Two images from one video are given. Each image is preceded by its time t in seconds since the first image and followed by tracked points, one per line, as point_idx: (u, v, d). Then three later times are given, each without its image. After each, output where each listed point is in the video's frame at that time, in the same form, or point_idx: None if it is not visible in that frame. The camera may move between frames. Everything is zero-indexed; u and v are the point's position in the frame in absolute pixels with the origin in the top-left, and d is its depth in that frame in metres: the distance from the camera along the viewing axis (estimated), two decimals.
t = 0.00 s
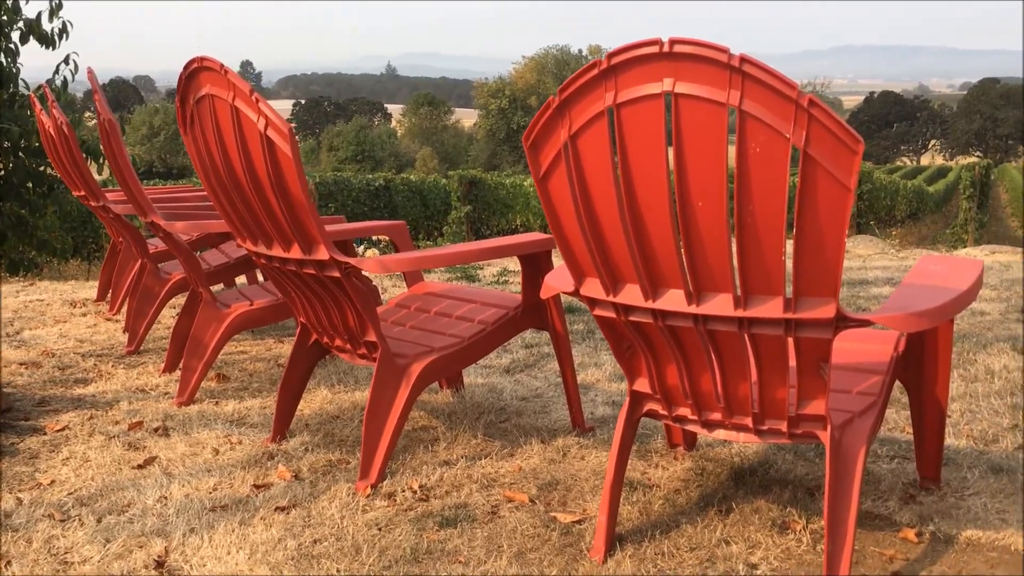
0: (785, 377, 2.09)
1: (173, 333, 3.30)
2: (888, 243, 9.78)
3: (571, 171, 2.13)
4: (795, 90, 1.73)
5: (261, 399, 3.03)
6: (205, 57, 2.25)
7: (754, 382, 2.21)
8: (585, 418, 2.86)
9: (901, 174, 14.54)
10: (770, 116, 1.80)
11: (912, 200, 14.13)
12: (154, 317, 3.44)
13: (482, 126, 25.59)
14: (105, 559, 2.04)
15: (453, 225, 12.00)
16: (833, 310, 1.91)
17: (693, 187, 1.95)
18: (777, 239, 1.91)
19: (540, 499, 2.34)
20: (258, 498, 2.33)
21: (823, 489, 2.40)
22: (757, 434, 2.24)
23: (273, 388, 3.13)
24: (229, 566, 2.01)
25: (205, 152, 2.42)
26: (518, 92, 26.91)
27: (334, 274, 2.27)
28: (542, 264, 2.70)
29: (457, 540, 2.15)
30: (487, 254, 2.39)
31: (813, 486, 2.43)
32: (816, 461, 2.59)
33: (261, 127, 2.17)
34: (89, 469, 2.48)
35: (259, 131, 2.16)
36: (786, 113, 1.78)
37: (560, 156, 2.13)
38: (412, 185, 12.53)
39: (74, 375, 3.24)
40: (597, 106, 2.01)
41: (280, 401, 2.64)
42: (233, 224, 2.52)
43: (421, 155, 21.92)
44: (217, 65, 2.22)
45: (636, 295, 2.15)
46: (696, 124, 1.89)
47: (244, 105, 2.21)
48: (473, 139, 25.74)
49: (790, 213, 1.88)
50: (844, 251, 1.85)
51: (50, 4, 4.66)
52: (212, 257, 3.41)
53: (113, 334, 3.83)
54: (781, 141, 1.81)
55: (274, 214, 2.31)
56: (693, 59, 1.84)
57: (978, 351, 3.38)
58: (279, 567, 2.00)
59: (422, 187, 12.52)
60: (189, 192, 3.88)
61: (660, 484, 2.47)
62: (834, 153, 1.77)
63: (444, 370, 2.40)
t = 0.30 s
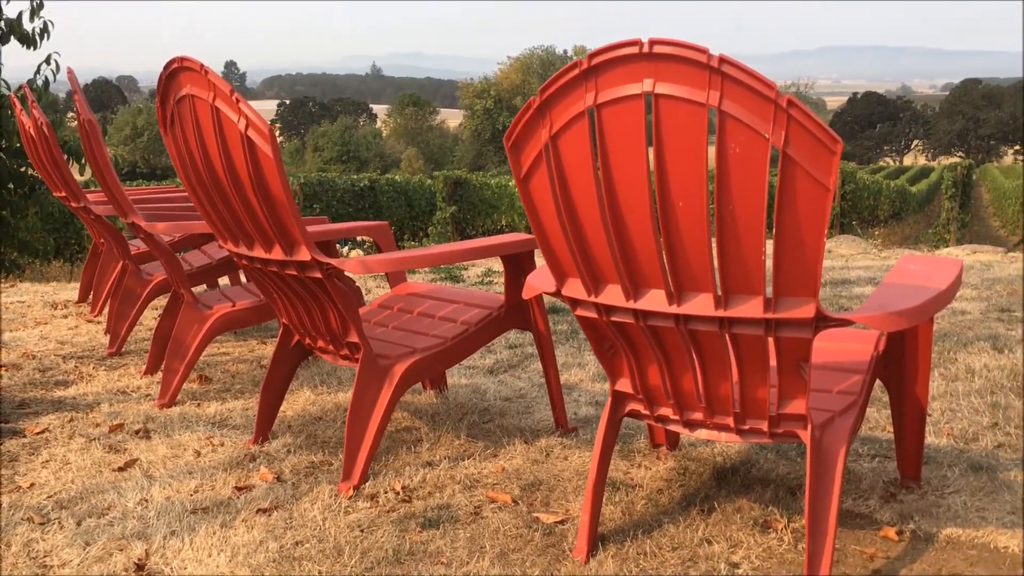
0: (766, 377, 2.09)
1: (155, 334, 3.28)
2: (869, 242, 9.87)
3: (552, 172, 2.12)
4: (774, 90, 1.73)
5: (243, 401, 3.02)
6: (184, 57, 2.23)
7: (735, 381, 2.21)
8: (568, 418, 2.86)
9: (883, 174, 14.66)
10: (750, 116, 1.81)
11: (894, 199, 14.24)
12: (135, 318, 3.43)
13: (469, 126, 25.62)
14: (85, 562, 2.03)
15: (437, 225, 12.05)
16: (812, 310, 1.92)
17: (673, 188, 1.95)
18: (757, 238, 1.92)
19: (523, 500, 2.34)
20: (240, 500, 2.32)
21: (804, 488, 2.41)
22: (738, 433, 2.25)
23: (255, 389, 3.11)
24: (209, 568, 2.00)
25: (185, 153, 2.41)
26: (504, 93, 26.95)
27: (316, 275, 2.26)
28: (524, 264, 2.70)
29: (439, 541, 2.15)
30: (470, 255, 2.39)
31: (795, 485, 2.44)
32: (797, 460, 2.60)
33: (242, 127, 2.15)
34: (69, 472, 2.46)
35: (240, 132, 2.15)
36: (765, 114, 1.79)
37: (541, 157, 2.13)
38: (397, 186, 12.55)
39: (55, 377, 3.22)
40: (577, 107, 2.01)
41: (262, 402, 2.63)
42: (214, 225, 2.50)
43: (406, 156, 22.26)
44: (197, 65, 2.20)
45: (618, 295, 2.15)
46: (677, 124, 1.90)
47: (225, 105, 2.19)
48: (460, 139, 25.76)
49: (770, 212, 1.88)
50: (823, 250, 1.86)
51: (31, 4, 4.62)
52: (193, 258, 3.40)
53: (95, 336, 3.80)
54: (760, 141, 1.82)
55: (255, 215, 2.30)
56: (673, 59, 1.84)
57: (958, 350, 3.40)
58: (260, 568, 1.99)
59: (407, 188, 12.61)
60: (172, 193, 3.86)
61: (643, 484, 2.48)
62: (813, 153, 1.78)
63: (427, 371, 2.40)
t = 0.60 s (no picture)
0: (748, 376, 2.10)
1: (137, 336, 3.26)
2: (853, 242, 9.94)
3: (534, 171, 2.12)
4: (754, 89, 1.74)
5: (226, 402, 3.00)
6: (165, 56, 2.22)
7: (718, 381, 2.22)
8: (552, 418, 2.86)
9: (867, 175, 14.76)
10: (731, 116, 1.81)
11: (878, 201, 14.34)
12: (117, 319, 3.41)
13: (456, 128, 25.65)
14: (64, 564, 2.01)
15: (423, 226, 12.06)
16: (794, 309, 1.93)
17: (655, 187, 1.96)
18: (739, 238, 1.92)
19: (506, 500, 2.34)
20: (222, 502, 2.31)
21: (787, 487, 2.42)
22: (721, 432, 2.26)
23: (238, 390, 3.10)
24: (190, 570, 1.98)
25: (166, 152, 2.39)
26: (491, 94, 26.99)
27: (298, 275, 2.25)
28: (508, 264, 2.70)
29: (422, 542, 2.14)
30: (454, 255, 2.39)
31: (777, 484, 2.45)
32: (780, 459, 2.61)
33: (222, 126, 2.14)
34: (49, 474, 2.45)
35: (221, 131, 2.14)
36: (746, 113, 1.79)
37: (523, 156, 2.13)
38: (384, 187, 12.55)
39: (36, 379, 3.19)
40: (559, 106, 2.01)
41: (245, 403, 2.61)
42: (196, 225, 2.49)
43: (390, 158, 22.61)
44: (178, 64, 2.19)
45: (600, 295, 2.15)
46: (658, 123, 1.90)
47: (206, 104, 2.18)
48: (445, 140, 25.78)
49: (751, 211, 1.89)
50: (804, 249, 1.87)
51: (13, 3, 4.59)
52: (176, 259, 3.39)
53: (76, 337, 3.78)
54: (741, 140, 1.82)
55: (237, 215, 2.29)
56: (655, 59, 1.84)
57: (940, 350, 3.42)
58: (242, 570, 1.98)
59: (393, 188, 12.59)
60: (155, 193, 3.84)
61: (627, 483, 2.48)
62: (793, 152, 1.78)
63: (410, 371, 2.39)
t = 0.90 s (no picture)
0: (731, 376, 2.11)
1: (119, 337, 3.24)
2: (836, 242, 9.99)
3: (517, 171, 2.12)
4: (736, 90, 1.74)
5: (209, 403, 2.99)
6: (146, 55, 2.20)
7: (701, 380, 2.22)
8: (537, 418, 2.86)
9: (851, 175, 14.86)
10: (713, 116, 1.81)
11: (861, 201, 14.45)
12: (99, 320, 3.39)
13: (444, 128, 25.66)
14: (45, 567, 2.00)
15: (408, 226, 12.05)
16: (775, 308, 1.93)
17: (638, 187, 1.96)
18: (721, 238, 1.93)
19: (490, 500, 2.34)
20: (205, 503, 2.30)
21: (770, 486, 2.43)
22: (705, 432, 2.26)
23: (222, 391, 3.09)
24: (171, 572, 1.97)
25: (148, 152, 2.38)
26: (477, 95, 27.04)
27: (281, 275, 2.25)
28: (492, 264, 2.70)
29: (406, 542, 2.13)
30: (437, 255, 2.38)
31: (760, 483, 2.46)
32: (764, 458, 2.62)
33: (205, 126, 2.13)
34: (31, 476, 2.43)
35: (204, 131, 2.13)
36: (728, 113, 1.79)
37: (506, 156, 2.12)
38: (370, 187, 12.55)
39: (17, 381, 3.17)
40: (542, 106, 2.01)
41: (228, 404, 2.60)
42: (178, 225, 2.48)
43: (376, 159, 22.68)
44: (159, 63, 2.18)
45: (583, 295, 2.16)
46: (640, 123, 1.90)
47: (187, 104, 2.17)
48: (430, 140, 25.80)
49: (733, 211, 1.89)
50: (786, 249, 1.87)
51: None
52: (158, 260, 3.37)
53: (58, 338, 3.75)
54: (724, 141, 1.82)
55: (219, 215, 2.28)
56: (637, 59, 1.84)
57: (922, 349, 3.44)
58: (224, 572, 1.97)
59: (378, 188, 12.58)
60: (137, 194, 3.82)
61: (611, 483, 2.48)
62: (775, 153, 1.78)
63: (394, 371, 2.39)
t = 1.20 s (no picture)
0: (709, 374, 2.11)
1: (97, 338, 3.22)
2: (818, 242, 10.05)
3: (494, 170, 2.11)
4: (712, 88, 1.73)
5: (188, 404, 2.97)
6: (122, 53, 2.19)
7: (680, 378, 2.22)
8: (517, 418, 2.86)
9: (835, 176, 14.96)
10: (689, 114, 1.81)
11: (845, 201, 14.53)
12: (77, 321, 3.37)
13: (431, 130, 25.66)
14: (19, 570, 1.98)
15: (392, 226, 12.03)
16: (753, 307, 1.94)
17: (615, 186, 1.96)
18: (698, 237, 1.93)
19: (470, 500, 2.33)
20: (182, 505, 2.28)
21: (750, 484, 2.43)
22: (683, 430, 2.27)
23: (201, 392, 3.07)
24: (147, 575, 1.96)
25: (124, 151, 2.36)
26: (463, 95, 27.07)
27: (259, 275, 2.24)
28: (471, 264, 2.69)
29: (385, 543, 2.13)
30: (416, 255, 2.37)
31: (740, 482, 2.46)
32: (743, 456, 2.62)
33: (180, 125, 2.12)
34: (6, 479, 2.41)
35: (179, 130, 2.11)
36: (704, 112, 1.79)
37: (483, 155, 2.12)
38: (353, 187, 12.58)
39: None
40: (519, 104, 2.00)
41: (207, 405, 2.59)
42: (156, 225, 2.47)
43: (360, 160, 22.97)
44: (135, 61, 2.16)
45: (561, 294, 2.15)
46: (617, 121, 1.89)
47: (163, 102, 2.15)
48: (414, 140, 25.78)
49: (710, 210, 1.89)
50: (763, 248, 1.87)
51: None
52: (137, 260, 3.36)
53: (36, 340, 3.73)
54: (700, 140, 1.82)
55: (196, 215, 2.27)
56: (614, 57, 1.83)
57: (901, 347, 3.46)
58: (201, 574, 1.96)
59: (362, 188, 12.56)
60: (116, 194, 3.80)
61: (591, 482, 2.48)
62: (751, 151, 1.78)
63: (373, 371, 2.38)
